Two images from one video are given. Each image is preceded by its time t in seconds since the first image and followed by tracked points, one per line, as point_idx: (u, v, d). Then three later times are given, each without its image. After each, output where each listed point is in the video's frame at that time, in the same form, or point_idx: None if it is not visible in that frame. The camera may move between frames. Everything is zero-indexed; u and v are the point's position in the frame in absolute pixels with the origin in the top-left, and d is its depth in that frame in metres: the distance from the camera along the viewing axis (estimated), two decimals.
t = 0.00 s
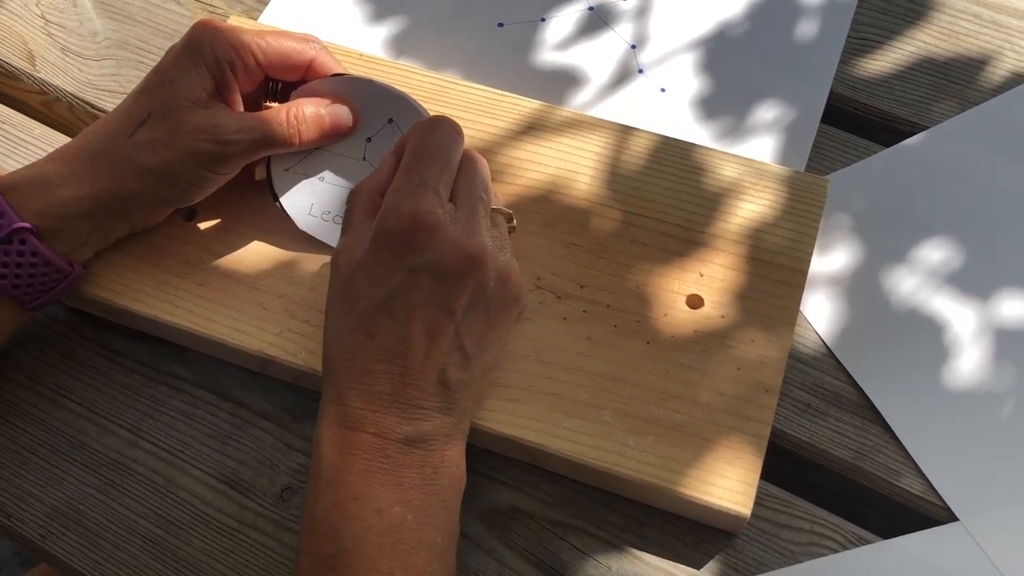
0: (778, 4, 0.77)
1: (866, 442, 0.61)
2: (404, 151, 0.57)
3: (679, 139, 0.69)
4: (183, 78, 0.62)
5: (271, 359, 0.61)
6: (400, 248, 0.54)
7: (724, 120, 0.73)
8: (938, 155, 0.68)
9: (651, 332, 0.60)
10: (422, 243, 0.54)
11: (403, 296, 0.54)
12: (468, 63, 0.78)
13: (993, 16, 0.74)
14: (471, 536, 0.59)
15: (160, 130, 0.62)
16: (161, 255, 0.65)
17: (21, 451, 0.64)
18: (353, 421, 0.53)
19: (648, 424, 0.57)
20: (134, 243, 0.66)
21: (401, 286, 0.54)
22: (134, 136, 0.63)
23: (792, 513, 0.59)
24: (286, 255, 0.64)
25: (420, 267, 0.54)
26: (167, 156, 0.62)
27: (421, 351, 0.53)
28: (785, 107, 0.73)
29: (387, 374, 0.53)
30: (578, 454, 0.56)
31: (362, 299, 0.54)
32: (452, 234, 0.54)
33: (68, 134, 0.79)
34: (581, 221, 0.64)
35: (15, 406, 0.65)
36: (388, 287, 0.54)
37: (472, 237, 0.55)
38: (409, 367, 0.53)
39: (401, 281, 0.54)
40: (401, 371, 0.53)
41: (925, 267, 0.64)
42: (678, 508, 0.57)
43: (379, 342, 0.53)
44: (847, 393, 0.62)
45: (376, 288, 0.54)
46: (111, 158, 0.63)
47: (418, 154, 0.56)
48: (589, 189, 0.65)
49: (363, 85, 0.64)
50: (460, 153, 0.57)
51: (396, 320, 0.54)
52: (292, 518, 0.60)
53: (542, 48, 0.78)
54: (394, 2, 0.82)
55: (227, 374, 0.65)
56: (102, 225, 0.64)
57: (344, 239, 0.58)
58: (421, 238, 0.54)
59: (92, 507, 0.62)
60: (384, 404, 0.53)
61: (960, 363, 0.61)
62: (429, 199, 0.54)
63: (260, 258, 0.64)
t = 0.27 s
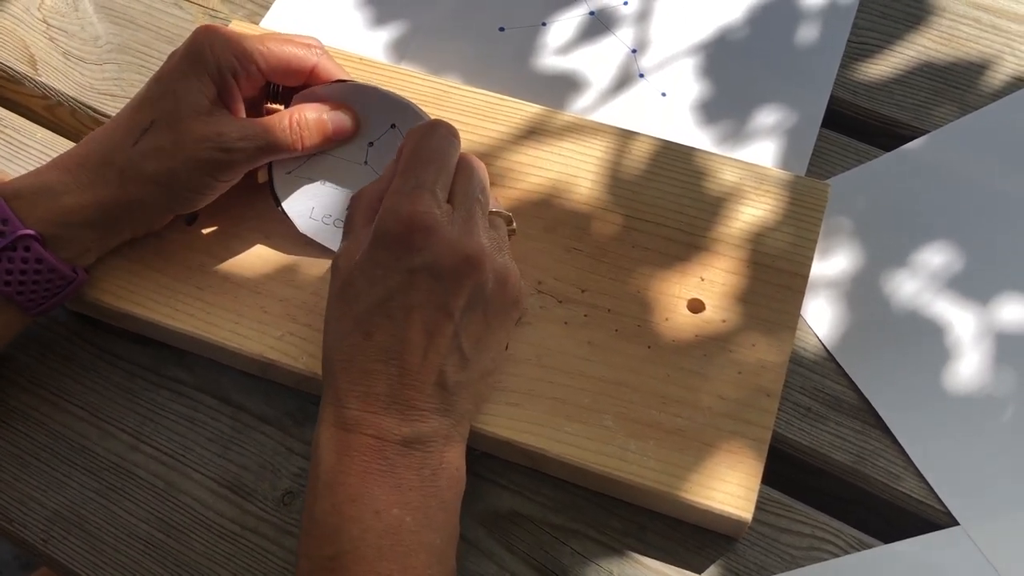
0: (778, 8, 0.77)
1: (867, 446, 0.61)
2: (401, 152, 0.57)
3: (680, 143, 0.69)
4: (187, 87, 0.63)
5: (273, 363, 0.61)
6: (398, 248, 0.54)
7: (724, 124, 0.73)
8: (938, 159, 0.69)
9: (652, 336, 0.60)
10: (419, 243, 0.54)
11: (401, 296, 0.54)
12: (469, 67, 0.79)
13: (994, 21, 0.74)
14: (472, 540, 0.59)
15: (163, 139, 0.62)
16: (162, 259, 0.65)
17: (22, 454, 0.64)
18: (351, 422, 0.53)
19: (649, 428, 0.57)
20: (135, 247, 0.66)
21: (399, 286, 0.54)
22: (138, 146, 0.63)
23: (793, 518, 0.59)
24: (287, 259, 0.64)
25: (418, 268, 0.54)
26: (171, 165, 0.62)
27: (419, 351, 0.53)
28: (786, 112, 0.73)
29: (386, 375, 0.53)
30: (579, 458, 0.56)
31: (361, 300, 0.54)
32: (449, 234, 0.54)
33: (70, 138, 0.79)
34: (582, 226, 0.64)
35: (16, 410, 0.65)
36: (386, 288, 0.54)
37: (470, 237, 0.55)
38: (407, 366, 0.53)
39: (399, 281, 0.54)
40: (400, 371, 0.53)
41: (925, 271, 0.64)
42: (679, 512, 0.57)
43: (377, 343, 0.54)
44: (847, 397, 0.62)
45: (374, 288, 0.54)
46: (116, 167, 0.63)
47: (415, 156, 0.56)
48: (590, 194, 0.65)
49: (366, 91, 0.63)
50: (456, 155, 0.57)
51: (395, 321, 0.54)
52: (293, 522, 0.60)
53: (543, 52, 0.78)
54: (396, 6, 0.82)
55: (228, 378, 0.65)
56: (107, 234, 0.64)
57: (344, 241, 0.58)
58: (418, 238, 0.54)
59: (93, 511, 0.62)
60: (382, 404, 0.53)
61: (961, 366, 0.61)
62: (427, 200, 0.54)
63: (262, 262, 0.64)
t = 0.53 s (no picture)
0: (778, 8, 0.77)
1: (867, 447, 0.61)
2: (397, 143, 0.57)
3: (679, 143, 0.69)
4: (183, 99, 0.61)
5: (271, 363, 0.61)
6: (389, 236, 0.53)
7: (724, 124, 0.73)
8: (937, 159, 0.68)
9: (651, 336, 0.60)
10: (409, 231, 0.53)
11: (392, 284, 0.53)
12: (468, 67, 0.78)
13: (993, 20, 0.74)
14: (471, 541, 0.59)
15: (165, 154, 0.61)
16: (161, 260, 0.65)
17: (19, 455, 0.64)
18: (340, 412, 0.52)
19: (649, 428, 0.57)
20: (134, 248, 0.66)
21: (390, 274, 0.53)
22: (140, 162, 0.62)
23: (793, 518, 0.59)
24: (285, 259, 0.64)
25: (409, 256, 0.53)
26: (176, 181, 0.61)
27: (409, 341, 0.53)
28: (785, 111, 0.73)
29: (375, 364, 0.53)
30: (578, 459, 0.56)
31: (351, 288, 0.54)
32: (441, 223, 0.54)
33: (68, 138, 0.79)
34: (582, 225, 0.64)
35: (14, 411, 0.65)
36: (376, 275, 0.53)
37: (462, 227, 0.54)
38: (397, 355, 0.53)
39: (389, 269, 0.53)
40: (389, 360, 0.52)
41: (925, 271, 0.64)
42: (679, 513, 0.57)
43: (367, 332, 0.53)
44: (847, 398, 0.62)
45: (364, 276, 0.54)
46: (120, 184, 0.63)
47: (410, 146, 0.55)
48: (589, 194, 0.65)
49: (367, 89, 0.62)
50: (452, 147, 0.56)
51: (386, 310, 0.53)
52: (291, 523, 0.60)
53: (542, 52, 0.78)
54: (394, 6, 0.82)
55: (226, 378, 0.65)
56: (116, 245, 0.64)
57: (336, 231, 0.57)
58: (408, 226, 0.53)
59: (91, 513, 0.61)
60: (371, 394, 0.52)
61: (961, 367, 0.61)
62: (419, 187, 0.54)
63: (260, 262, 0.64)
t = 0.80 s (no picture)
0: (778, 7, 0.77)
1: (869, 444, 0.61)
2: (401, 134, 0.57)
3: (680, 141, 0.69)
4: (190, 116, 0.59)
5: (273, 362, 0.61)
6: (389, 225, 0.53)
7: (725, 122, 0.73)
8: (938, 158, 0.68)
9: (653, 334, 0.60)
10: (408, 220, 0.53)
11: (391, 274, 0.53)
12: (469, 66, 0.78)
13: (994, 18, 0.74)
14: (473, 539, 0.59)
15: (177, 173, 0.60)
16: (163, 259, 0.65)
17: (22, 454, 0.64)
18: (338, 401, 0.52)
19: (651, 426, 0.57)
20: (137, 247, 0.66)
21: (389, 263, 0.53)
22: (151, 181, 0.60)
23: (795, 516, 0.59)
24: (287, 257, 0.64)
25: (408, 246, 0.53)
26: (191, 198, 0.61)
27: (408, 331, 0.53)
28: (786, 110, 0.73)
29: (374, 354, 0.53)
30: (580, 457, 0.56)
31: (352, 277, 0.54)
32: (440, 212, 0.53)
33: (69, 137, 0.79)
34: (583, 224, 0.64)
35: (17, 410, 0.65)
36: (376, 265, 0.54)
37: (462, 217, 0.54)
38: (395, 345, 0.53)
39: (388, 258, 0.53)
40: (388, 349, 0.53)
41: (926, 269, 0.64)
42: (681, 511, 0.57)
43: (366, 321, 0.53)
44: (849, 396, 0.62)
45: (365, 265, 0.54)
46: (130, 202, 0.61)
47: (412, 137, 0.55)
48: (590, 192, 0.65)
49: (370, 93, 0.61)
50: (456, 138, 0.56)
51: (385, 300, 0.53)
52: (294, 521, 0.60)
53: (543, 50, 0.78)
54: (395, 5, 0.82)
55: (228, 377, 0.65)
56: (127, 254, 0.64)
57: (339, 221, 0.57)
58: (407, 215, 0.53)
59: (94, 511, 0.62)
60: (369, 383, 0.52)
61: (962, 364, 0.61)
62: (419, 176, 0.54)
63: (262, 260, 0.64)
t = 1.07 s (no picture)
0: (777, 4, 0.77)
1: (868, 443, 0.61)
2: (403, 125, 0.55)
3: (679, 139, 0.69)
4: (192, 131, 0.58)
5: (271, 361, 0.61)
6: (387, 219, 0.52)
7: (723, 120, 0.73)
8: (937, 156, 0.68)
9: (652, 333, 0.59)
10: (407, 214, 0.52)
11: (389, 268, 0.52)
12: (468, 64, 0.78)
13: (993, 16, 0.74)
14: (471, 538, 0.59)
15: (181, 188, 0.59)
16: (161, 257, 0.65)
17: (20, 454, 0.64)
18: (331, 395, 0.52)
19: (649, 425, 0.56)
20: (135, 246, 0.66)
21: (387, 257, 0.52)
22: (155, 197, 0.60)
23: (794, 515, 0.59)
24: (285, 256, 0.64)
25: (406, 240, 0.52)
26: (196, 211, 0.60)
27: (403, 327, 0.52)
28: (785, 108, 0.72)
29: (368, 348, 0.52)
30: (579, 455, 0.56)
31: (348, 269, 0.53)
32: (440, 207, 0.52)
33: (66, 135, 0.79)
34: (582, 222, 0.64)
35: (14, 409, 0.65)
36: (374, 258, 0.52)
37: (461, 212, 0.53)
38: (391, 340, 0.52)
39: (386, 252, 0.52)
40: (383, 344, 0.52)
41: (926, 267, 0.64)
42: (680, 509, 0.57)
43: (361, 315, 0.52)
44: (848, 394, 0.62)
45: (361, 257, 0.53)
46: (134, 217, 0.60)
47: (413, 130, 0.54)
48: (588, 191, 0.65)
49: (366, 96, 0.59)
50: (457, 133, 0.54)
51: (382, 294, 0.52)
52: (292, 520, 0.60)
53: (542, 48, 0.78)
54: (393, 3, 0.82)
55: (226, 376, 0.65)
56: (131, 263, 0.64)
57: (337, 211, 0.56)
58: (405, 209, 0.52)
59: (91, 510, 0.61)
60: (361, 378, 0.52)
61: (961, 362, 0.61)
62: (419, 171, 0.52)
63: (259, 259, 0.64)
